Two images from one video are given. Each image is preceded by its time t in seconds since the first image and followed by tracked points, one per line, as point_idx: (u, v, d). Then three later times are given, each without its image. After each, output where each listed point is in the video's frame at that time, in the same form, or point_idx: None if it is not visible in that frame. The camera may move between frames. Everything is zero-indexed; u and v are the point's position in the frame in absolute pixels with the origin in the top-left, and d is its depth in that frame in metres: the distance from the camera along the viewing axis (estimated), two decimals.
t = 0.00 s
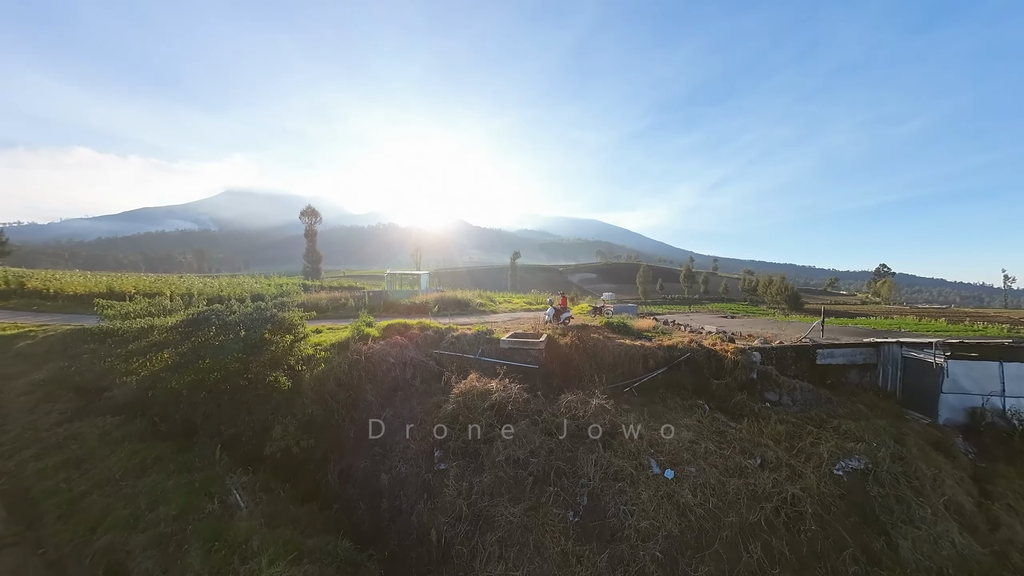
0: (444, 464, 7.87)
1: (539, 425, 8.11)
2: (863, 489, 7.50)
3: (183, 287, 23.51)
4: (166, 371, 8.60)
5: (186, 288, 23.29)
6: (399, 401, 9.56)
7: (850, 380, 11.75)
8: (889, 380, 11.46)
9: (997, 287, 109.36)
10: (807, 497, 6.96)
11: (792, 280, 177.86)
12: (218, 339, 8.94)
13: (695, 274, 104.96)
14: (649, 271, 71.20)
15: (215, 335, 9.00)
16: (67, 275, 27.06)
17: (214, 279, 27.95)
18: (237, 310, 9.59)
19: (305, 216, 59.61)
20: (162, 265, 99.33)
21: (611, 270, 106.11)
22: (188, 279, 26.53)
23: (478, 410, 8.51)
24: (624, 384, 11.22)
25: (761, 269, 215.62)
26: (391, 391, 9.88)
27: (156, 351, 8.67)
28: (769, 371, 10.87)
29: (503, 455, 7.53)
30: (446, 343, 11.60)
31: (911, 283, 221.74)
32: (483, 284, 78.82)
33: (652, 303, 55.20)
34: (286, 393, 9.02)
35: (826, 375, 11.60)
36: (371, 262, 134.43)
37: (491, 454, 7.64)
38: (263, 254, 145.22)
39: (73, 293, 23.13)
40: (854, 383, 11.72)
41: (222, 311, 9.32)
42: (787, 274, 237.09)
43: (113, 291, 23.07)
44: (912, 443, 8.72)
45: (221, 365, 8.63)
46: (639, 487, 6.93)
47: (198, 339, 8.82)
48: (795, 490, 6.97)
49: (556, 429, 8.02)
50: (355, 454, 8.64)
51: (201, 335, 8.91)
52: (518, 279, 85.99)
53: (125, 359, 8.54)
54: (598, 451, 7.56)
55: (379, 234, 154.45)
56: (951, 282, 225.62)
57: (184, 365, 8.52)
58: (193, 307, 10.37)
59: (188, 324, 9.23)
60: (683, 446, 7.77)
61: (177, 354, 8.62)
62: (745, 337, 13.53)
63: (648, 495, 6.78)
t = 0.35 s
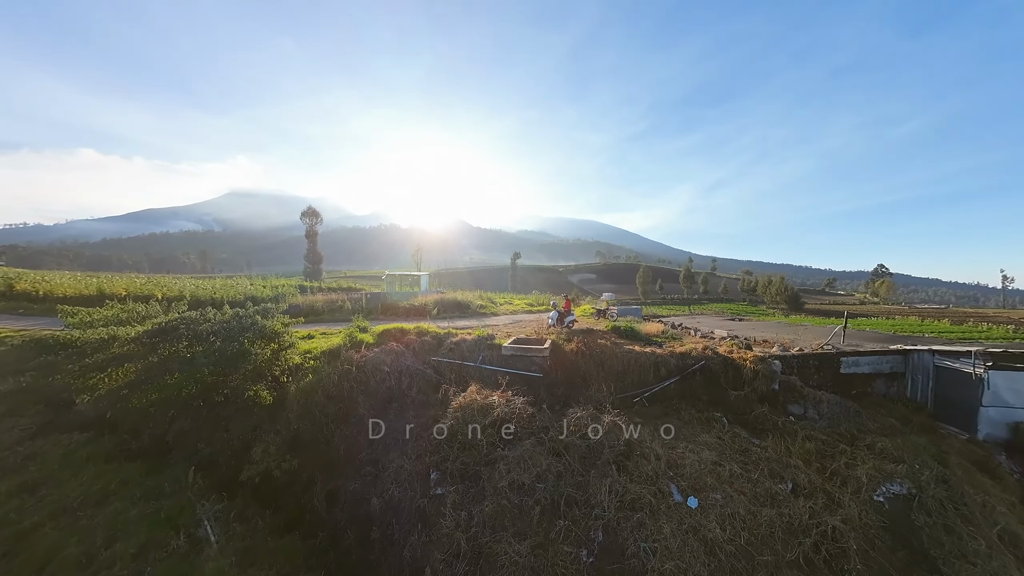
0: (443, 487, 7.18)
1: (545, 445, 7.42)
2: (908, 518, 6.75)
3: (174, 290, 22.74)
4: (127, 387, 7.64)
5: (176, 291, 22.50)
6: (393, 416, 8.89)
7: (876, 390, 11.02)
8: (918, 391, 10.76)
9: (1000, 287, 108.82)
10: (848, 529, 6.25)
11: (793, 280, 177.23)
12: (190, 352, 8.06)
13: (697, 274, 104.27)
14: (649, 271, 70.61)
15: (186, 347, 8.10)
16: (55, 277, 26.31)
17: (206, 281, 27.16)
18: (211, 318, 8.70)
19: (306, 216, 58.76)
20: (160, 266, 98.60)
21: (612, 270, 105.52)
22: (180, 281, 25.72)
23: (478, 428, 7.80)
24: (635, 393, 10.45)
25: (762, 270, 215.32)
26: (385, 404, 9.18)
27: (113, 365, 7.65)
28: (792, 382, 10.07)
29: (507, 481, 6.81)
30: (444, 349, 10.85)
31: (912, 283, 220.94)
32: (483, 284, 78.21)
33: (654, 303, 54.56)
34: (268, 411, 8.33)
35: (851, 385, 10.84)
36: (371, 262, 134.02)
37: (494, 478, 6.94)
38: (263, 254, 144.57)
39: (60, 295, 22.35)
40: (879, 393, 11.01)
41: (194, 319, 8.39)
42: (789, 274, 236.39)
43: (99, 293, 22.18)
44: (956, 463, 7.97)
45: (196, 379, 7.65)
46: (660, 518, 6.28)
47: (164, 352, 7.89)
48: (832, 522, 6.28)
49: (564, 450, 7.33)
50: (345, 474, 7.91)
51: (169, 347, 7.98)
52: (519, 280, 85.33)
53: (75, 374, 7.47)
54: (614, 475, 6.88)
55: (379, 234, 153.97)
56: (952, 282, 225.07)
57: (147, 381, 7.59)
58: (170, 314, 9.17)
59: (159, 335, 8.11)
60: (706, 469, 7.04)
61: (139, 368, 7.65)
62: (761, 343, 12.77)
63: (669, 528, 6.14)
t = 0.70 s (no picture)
0: (439, 518, 6.47)
1: (553, 469, 6.65)
2: (962, 554, 6.00)
3: (164, 292, 22.02)
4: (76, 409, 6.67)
5: (167, 293, 21.77)
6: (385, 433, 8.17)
7: (906, 402, 10.24)
8: (951, 404, 10.01)
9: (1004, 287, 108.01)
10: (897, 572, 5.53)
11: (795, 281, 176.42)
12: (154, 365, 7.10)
13: (699, 274, 103.63)
14: (651, 271, 70.01)
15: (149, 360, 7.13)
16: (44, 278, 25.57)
17: (199, 282, 26.40)
18: (178, 328, 7.76)
19: (306, 216, 58.03)
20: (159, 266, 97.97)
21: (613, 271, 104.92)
22: (172, 283, 24.98)
23: (478, 449, 7.06)
24: (648, 403, 9.66)
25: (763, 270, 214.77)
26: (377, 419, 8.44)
27: (62, 384, 6.55)
28: (819, 395, 9.25)
29: (510, 513, 6.06)
30: (441, 357, 10.11)
31: (913, 283, 221.29)
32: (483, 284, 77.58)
33: (657, 304, 53.74)
34: (248, 427, 7.65)
35: (879, 397, 10.06)
36: (371, 262, 133.60)
37: (496, 508, 6.20)
38: (262, 255, 143.96)
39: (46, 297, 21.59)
40: (909, 406, 10.22)
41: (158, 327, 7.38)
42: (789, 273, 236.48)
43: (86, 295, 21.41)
44: (1006, 488, 7.20)
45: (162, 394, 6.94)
46: (684, 558, 5.55)
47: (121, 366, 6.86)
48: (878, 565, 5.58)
49: (575, 475, 6.56)
50: (333, 498, 7.20)
51: (127, 363, 7.03)
52: (520, 280, 84.68)
53: (5, 397, 6.35)
54: (631, 507, 6.15)
55: (379, 235, 153.44)
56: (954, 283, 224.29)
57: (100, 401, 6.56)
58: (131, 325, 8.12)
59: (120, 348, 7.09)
60: (733, 498, 6.33)
61: (90, 388, 6.68)
62: (779, 350, 12.01)
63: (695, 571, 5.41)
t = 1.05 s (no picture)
0: (432, 552, 5.78)
1: (561, 498, 5.94)
2: None
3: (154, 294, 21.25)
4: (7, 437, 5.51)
5: (156, 295, 21.00)
6: (376, 451, 7.49)
7: (939, 415, 9.48)
8: (989, 417, 9.28)
9: (1007, 288, 107.42)
10: None
11: (797, 281, 175.52)
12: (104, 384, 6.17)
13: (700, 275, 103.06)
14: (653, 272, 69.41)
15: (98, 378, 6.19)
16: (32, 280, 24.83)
17: (191, 284, 25.62)
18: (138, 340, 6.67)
19: (306, 216, 57.26)
20: (158, 266, 97.44)
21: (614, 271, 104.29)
22: (163, 285, 24.21)
23: (478, 473, 6.33)
24: (665, 415, 8.82)
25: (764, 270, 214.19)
26: (367, 436, 7.74)
27: None
28: (849, 409, 8.50)
29: (513, 550, 5.34)
30: (438, 366, 9.38)
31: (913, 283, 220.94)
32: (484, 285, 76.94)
33: (659, 305, 53.08)
34: (226, 445, 6.94)
35: (910, 409, 9.29)
36: (371, 262, 133.12)
37: (497, 544, 5.50)
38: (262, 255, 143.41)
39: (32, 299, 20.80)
40: (943, 419, 9.44)
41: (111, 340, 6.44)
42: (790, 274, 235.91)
43: (74, 296, 20.71)
44: None
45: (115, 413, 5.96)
46: None
47: (61, 388, 5.88)
48: None
49: (586, 505, 5.86)
50: (316, 527, 6.49)
51: (75, 380, 5.94)
52: (521, 281, 84.10)
53: None
54: (649, 543, 5.45)
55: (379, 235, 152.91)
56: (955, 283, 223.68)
57: (32, 431, 5.52)
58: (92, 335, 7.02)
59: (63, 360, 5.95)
60: (763, 534, 5.66)
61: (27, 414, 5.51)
62: (799, 358, 11.25)
63: None
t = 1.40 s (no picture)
0: None
1: (571, 534, 5.24)
2: None
3: (144, 296, 20.56)
4: None
5: (147, 297, 20.30)
6: (364, 472, 6.78)
7: (976, 431, 8.78)
8: None
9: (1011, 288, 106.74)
10: None
11: (797, 282, 175.38)
12: (46, 410, 5.38)
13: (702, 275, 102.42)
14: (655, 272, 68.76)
15: (38, 403, 5.38)
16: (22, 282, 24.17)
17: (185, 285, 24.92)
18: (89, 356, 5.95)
19: (306, 216, 56.72)
20: (157, 266, 96.94)
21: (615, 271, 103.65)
22: (155, 287, 23.51)
23: (477, 504, 5.62)
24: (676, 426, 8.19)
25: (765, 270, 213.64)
26: (355, 456, 7.03)
27: None
28: (882, 425, 7.81)
29: None
30: (434, 374, 8.68)
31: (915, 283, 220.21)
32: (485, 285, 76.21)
33: (662, 305, 52.40)
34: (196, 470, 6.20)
35: (945, 424, 8.61)
36: (371, 262, 132.55)
37: None
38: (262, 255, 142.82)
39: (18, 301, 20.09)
40: (982, 435, 8.73)
41: (54, 359, 5.64)
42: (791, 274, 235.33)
43: (61, 298, 20.04)
44: None
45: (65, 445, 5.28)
46: None
47: None
48: None
49: (599, 544, 5.17)
50: (295, 560, 5.81)
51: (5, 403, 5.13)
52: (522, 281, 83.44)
53: None
54: None
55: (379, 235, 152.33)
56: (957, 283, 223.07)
57: None
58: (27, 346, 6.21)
59: None
60: None
61: None
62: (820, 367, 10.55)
63: None
